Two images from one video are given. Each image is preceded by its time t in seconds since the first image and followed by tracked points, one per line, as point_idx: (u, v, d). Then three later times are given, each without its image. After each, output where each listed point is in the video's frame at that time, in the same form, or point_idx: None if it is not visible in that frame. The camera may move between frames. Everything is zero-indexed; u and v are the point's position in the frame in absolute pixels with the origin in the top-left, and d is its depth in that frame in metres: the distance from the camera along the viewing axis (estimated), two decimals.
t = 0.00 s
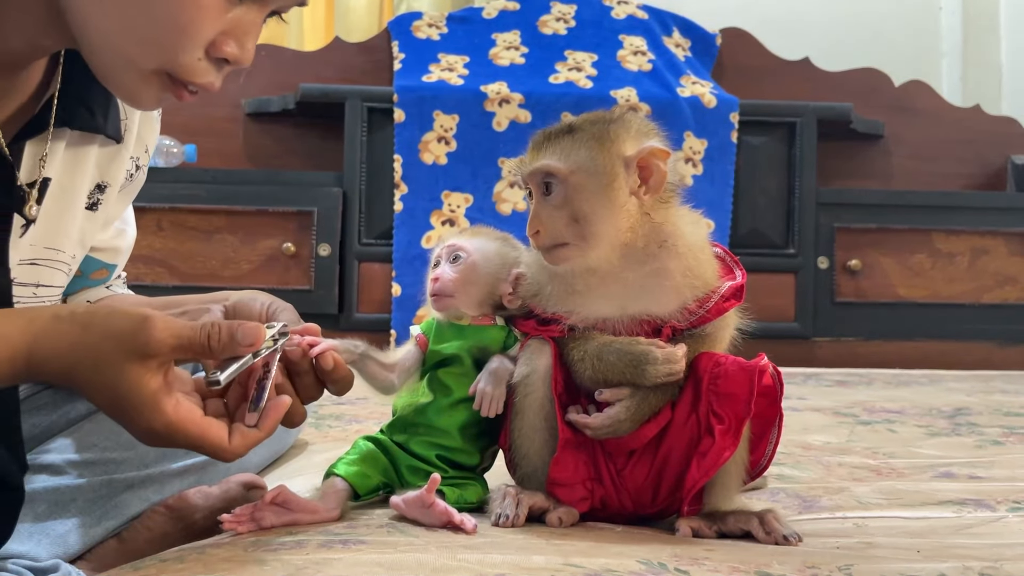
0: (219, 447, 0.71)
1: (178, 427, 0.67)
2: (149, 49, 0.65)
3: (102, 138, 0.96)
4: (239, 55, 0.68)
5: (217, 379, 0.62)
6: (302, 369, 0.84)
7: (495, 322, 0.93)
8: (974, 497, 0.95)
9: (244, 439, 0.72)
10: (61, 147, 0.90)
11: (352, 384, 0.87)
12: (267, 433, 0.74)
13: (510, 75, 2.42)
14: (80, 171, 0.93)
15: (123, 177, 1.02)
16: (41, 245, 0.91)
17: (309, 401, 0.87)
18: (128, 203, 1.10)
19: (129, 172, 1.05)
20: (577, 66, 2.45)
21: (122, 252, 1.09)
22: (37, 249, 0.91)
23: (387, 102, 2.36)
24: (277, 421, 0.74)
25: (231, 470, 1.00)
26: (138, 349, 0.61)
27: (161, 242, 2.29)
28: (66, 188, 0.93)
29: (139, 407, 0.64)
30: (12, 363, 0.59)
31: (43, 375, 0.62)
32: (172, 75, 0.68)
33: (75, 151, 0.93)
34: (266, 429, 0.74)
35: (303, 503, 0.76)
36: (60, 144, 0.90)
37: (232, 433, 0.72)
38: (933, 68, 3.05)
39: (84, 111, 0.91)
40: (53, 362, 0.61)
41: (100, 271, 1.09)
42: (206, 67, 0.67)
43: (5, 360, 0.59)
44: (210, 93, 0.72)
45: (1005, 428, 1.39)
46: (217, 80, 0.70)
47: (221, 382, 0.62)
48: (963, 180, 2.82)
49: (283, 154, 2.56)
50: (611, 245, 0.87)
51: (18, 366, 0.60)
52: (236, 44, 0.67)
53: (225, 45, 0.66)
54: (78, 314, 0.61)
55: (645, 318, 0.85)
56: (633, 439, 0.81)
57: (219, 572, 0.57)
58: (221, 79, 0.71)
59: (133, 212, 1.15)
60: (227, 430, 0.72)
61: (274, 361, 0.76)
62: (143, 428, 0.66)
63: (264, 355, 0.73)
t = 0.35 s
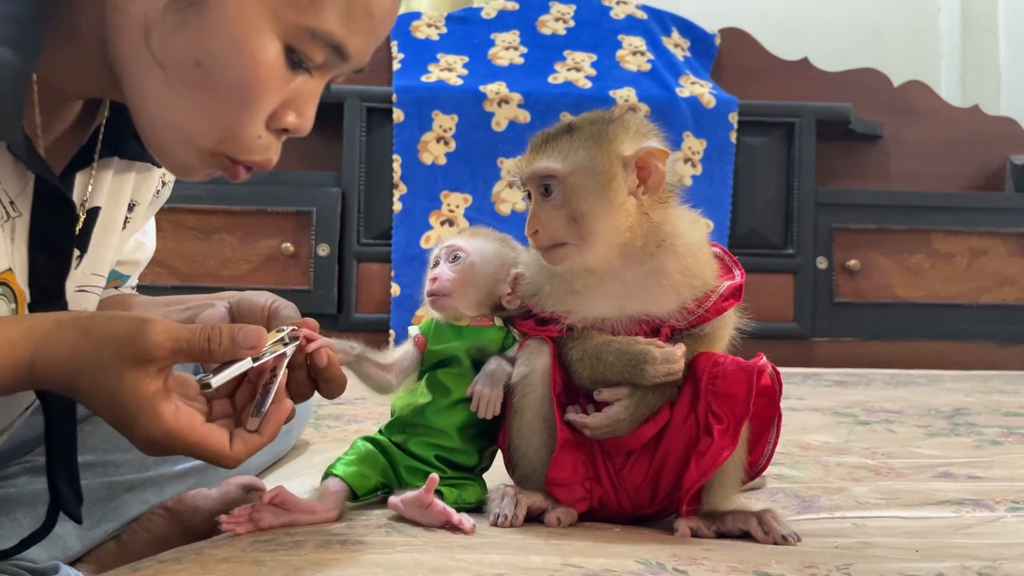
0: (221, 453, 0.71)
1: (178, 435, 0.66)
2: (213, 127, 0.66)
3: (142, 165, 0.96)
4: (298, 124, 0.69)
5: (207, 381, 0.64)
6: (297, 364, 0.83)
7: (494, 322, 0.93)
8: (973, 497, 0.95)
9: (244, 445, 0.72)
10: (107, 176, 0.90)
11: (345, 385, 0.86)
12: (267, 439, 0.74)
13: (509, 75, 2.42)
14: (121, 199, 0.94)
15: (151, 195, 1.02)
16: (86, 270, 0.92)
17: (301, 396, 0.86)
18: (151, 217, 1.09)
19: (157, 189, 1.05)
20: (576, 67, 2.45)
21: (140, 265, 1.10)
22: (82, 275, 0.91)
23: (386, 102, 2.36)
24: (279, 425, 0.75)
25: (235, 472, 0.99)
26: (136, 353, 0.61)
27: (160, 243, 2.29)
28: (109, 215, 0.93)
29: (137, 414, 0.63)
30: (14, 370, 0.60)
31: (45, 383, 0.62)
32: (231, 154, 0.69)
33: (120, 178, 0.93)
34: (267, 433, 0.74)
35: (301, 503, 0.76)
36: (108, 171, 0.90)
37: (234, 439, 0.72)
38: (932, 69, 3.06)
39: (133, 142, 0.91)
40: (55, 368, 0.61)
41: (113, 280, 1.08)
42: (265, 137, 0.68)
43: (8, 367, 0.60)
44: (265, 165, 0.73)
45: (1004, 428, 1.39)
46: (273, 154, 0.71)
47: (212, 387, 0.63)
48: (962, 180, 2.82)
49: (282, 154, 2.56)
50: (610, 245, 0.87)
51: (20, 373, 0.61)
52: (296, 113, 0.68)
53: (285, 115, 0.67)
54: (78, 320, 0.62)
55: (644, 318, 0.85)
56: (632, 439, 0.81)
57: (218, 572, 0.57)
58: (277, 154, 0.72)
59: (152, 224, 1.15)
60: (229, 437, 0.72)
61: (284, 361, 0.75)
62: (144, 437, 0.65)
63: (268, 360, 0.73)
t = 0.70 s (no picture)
0: (225, 483, 0.70)
1: (182, 464, 0.66)
2: (311, 175, 0.73)
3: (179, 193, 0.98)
4: (380, 151, 0.76)
5: (211, 409, 0.59)
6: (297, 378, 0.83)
7: (492, 321, 0.92)
8: (973, 497, 0.94)
9: (249, 474, 0.72)
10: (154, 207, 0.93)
11: (340, 397, 0.86)
12: (270, 466, 0.74)
13: (509, 74, 2.41)
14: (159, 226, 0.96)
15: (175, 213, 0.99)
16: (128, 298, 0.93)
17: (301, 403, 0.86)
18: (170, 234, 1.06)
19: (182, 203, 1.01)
20: (575, 66, 2.45)
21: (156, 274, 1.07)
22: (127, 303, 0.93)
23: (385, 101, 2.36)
24: (282, 453, 0.74)
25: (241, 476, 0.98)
26: (137, 381, 0.60)
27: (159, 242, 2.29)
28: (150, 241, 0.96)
29: (142, 442, 0.63)
30: (19, 397, 0.60)
31: (53, 412, 0.62)
32: (324, 193, 0.76)
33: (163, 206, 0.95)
34: (271, 461, 0.74)
35: (299, 505, 0.75)
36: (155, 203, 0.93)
37: (239, 468, 0.72)
38: (933, 68, 3.05)
39: (181, 175, 0.94)
40: (60, 396, 0.61)
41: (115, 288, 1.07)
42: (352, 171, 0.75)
43: (13, 395, 0.60)
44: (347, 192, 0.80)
45: (1004, 428, 1.38)
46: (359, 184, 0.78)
47: (216, 413, 0.59)
48: (962, 180, 2.82)
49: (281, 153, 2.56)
50: (607, 243, 0.86)
51: (24, 400, 0.61)
52: (377, 142, 0.75)
53: (370, 147, 0.75)
54: (83, 346, 0.62)
55: (643, 317, 0.85)
56: (631, 439, 0.81)
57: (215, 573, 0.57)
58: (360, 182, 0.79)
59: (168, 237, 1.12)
60: (233, 467, 0.72)
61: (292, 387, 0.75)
62: (150, 464, 0.65)
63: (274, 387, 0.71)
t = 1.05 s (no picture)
0: (222, 467, 0.70)
1: (178, 448, 0.66)
2: (278, 161, 0.72)
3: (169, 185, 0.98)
4: (357, 149, 0.75)
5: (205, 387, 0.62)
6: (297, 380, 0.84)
7: (491, 321, 0.92)
8: (973, 497, 0.94)
9: (245, 458, 0.72)
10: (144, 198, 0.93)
11: (340, 399, 0.86)
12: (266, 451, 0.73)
13: (509, 73, 2.41)
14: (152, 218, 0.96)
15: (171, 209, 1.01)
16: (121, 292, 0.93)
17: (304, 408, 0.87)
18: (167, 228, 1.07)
19: (178, 201, 1.03)
20: (575, 66, 2.45)
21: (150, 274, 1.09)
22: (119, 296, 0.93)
23: (384, 101, 2.35)
24: (278, 436, 0.74)
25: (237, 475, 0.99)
26: (137, 362, 0.61)
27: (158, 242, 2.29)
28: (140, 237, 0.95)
29: (139, 426, 0.63)
30: (17, 387, 0.59)
31: (49, 402, 0.62)
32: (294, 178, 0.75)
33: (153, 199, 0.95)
34: (266, 445, 0.73)
35: (298, 504, 0.76)
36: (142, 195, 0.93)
37: (234, 452, 0.72)
38: (932, 68, 3.05)
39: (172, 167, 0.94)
40: (57, 383, 0.60)
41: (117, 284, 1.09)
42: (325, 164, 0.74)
43: (12, 383, 0.59)
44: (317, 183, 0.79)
45: (1004, 428, 1.38)
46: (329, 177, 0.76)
47: (209, 391, 0.62)
48: (962, 179, 2.82)
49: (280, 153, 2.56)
50: (603, 241, 0.87)
51: (22, 391, 0.60)
52: (353, 142, 0.74)
53: (345, 144, 0.73)
54: (81, 333, 0.62)
55: (642, 317, 0.85)
56: (630, 439, 0.81)
57: (216, 573, 0.57)
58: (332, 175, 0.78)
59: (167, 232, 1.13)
60: (229, 452, 0.71)
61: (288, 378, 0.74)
62: (147, 449, 0.65)
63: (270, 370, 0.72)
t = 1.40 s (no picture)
0: (204, 456, 0.70)
1: (164, 434, 0.65)
2: (190, 90, 0.69)
3: (136, 162, 0.98)
4: (282, 104, 0.72)
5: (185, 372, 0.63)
6: (300, 383, 0.83)
7: (492, 320, 0.92)
8: (972, 497, 0.94)
9: (226, 448, 0.72)
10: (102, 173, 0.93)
11: (344, 399, 0.87)
12: (248, 439, 0.74)
13: (508, 73, 2.41)
14: (116, 196, 0.95)
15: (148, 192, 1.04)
16: (76, 268, 0.92)
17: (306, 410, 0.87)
18: (147, 214, 1.09)
19: (153, 187, 1.05)
20: (575, 66, 2.45)
21: (138, 264, 1.10)
22: (73, 273, 0.91)
23: (384, 101, 2.35)
24: (258, 422, 0.74)
25: (230, 474, 1.00)
26: (128, 347, 0.61)
27: (158, 242, 2.29)
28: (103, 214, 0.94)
29: (127, 410, 0.62)
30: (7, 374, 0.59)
31: (38, 389, 0.61)
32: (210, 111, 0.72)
33: (115, 175, 0.95)
34: (245, 433, 0.73)
35: (298, 504, 0.75)
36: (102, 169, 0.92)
37: (215, 442, 0.72)
38: (931, 69, 3.05)
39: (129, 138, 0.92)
40: (48, 368, 0.60)
41: (111, 280, 1.09)
42: (243, 105, 0.71)
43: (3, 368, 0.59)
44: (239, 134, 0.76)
45: (1004, 428, 1.38)
46: (253, 123, 0.74)
47: (189, 374, 0.63)
48: (961, 180, 2.82)
49: (280, 154, 2.56)
50: (604, 241, 0.87)
51: (12, 380, 0.60)
52: (279, 93, 0.71)
53: (268, 93, 0.70)
54: (70, 321, 0.62)
55: (643, 317, 0.85)
56: (630, 438, 0.81)
57: (215, 574, 0.57)
58: (259, 124, 0.75)
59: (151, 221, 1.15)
60: (210, 440, 0.71)
61: (275, 370, 0.75)
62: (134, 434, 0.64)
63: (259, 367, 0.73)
